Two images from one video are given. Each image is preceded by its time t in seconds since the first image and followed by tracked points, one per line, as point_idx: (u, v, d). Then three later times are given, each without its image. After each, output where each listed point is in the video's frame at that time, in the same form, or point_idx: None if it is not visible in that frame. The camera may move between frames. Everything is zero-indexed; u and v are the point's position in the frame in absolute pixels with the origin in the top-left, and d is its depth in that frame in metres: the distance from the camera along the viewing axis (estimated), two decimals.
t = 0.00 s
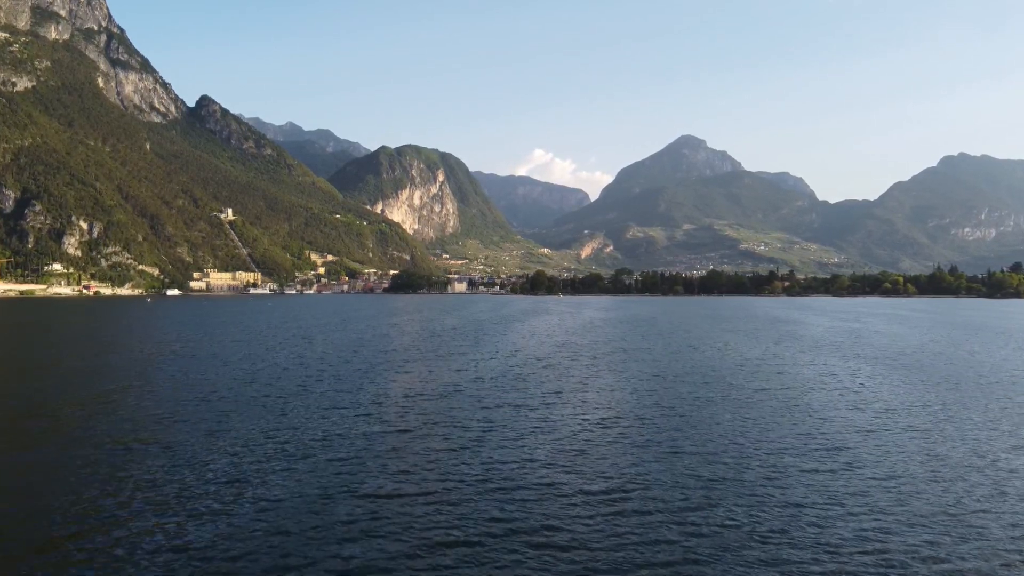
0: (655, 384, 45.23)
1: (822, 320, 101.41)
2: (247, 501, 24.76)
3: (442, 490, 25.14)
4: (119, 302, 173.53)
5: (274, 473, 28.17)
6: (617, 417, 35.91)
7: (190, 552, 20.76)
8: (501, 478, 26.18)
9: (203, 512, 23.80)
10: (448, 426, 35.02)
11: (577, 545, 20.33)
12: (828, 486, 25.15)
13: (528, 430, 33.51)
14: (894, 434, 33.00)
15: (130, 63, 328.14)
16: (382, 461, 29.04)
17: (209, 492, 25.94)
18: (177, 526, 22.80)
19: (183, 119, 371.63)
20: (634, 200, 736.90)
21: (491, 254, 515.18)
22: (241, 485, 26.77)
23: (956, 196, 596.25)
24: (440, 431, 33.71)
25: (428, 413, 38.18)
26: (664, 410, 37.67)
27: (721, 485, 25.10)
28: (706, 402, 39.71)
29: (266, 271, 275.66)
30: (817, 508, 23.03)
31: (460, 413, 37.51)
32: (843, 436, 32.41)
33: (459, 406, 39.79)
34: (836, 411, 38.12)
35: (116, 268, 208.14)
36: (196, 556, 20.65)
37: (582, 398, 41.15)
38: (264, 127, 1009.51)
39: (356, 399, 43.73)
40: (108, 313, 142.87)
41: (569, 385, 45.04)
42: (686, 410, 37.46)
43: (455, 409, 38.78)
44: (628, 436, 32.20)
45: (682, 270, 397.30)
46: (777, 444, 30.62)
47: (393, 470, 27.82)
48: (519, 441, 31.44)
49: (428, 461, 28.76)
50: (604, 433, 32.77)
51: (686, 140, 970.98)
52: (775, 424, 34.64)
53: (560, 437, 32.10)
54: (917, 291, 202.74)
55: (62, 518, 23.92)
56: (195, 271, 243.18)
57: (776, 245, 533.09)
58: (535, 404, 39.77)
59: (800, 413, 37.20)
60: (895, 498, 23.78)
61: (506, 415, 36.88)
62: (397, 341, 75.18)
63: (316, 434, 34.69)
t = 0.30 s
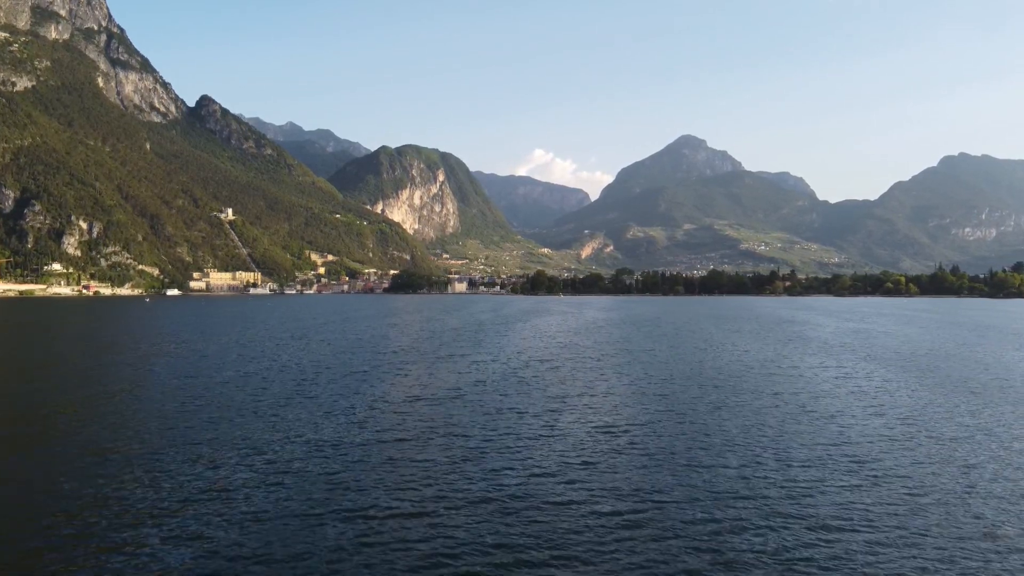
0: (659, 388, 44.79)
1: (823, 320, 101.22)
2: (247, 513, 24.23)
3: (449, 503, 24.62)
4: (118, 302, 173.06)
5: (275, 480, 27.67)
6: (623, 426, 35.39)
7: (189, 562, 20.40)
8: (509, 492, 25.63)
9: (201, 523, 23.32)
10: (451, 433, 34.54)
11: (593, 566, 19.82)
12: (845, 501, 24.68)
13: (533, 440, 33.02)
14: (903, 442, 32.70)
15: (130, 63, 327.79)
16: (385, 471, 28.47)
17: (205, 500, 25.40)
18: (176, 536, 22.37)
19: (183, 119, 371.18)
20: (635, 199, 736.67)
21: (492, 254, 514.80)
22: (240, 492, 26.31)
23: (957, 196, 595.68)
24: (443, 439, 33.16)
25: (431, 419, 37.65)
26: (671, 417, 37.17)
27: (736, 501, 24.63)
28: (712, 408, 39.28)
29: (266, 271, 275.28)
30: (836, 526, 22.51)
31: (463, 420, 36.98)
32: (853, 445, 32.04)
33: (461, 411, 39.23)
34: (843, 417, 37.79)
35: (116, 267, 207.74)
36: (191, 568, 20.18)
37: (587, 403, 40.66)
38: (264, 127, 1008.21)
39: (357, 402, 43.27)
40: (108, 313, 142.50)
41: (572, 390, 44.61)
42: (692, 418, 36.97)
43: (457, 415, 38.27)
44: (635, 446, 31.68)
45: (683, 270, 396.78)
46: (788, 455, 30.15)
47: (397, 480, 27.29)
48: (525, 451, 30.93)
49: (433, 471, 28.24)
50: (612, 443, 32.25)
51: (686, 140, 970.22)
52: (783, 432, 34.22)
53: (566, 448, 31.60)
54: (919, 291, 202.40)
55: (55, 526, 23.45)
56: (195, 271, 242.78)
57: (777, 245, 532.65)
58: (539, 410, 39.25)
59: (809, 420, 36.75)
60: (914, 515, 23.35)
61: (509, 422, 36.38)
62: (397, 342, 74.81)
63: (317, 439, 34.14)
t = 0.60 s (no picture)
0: (664, 392, 43.95)
1: (824, 321, 100.77)
2: (243, 522, 23.40)
3: (456, 515, 23.69)
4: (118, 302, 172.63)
5: (273, 488, 26.80)
6: (631, 432, 34.42)
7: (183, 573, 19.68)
8: (517, 504, 24.68)
9: (196, 532, 22.53)
10: (454, 438, 33.58)
11: None
12: (870, 515, 23.66)
13: (540, 447, 32.07)
14: (918, 447, 31.92)
15: (130, 63, 327.39)
16: (387, 480, 27.54)
17: (200, 508, 24.60)
18: (168, 547, 21.56)
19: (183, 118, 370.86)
20: (635, 199, 736.20)
21: (492, 254, 514.52)
22: (237, 500, 25.53)
23: (957, 196, 595.16)
24: (446, 446, 32.22)
25: (432, 423, 36.77)
26: (679, 422, 36.25)
27: (754, 512, 23.69)
28: (720, 412, 38.37)
29: (266, 271, 274.87)
30: (861, 541, 21.60)
31: (466, 425, 36.06)
32: (867, 451, 31.21)
33: (464, 415, 38.28)
34: (853, 420, 37.08)
35: (115, 267, 207.35)
36: None
37: (592, 408, 39.75)
38: (263, 127, 1007.95)
39: (357, 405, 42.44)
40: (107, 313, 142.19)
41: (576, 394, 43.68)
42: (702, 423, 36.03)
43: (459, 420, 37.34)
44: (645, 454, 30.71)
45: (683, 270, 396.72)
46: (803, 463, 29.23)
47: (400, 488, 26.40)
48: (532, 459, 29.99)
49: (438, 478, 27.32)
50: (621, 451, 31.29)
51: (686, 140, 969.91)
52: (796, 438, 33.32)
53: (574, 455, 30.69)
54: (920, 291, 202.14)
55: (45, 534, 22.68)
56: (195, 271, 242.43)
57: (777, 245, 532.38)
58: (543, 415, 38.29)
59: (821, 425, 35.88)
60: (944, 530, 22.36)
61: (514, 428, 35.46)
62: (397, 343, 74.06)
63: (316, 443, 33.28)
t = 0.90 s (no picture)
0: (671, 396, 42.91)
1: (827, 321, 100.45)
2: (241, 530, 22.45)
3: (460, 531, 22.20)
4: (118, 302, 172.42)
5: (274, 493, 25.94)
6: (640, 437, 33.31)
7: None
8: (527, 513, 23.66)
9: (191, 542, 21.55)
10: (457, 443, 32.48)
11: None
12: (899, 529, 22.34)
13: (548, 451, 30.97)
14: (936, 454, 30.96)
15: (130, 63, 327.02)
16: (390, 486, 26.46)
17: (196, 517, 23.65)
18: (163, 558, 20.63)
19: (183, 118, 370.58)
20: (635, 199, 735.97)
21: (492, 254, 514.39)
22: (234, 506, 24.61)
23: (957, 196, 595.19)
24: (450, 451, 31.14)
25: (435, 427, 35.66)
26: (689, 427, 35.17)
27: (776, 524, 22.60)
28: (731, 417, 37.27)
29: (266, 271, 274.54)
30: (892, 556, 20.49)
31: (469, 429, 34.98)
32: (885, 457, 30.22)
33: (467, 419, 37.17)
34: (867, 426, 36.13)
35: (115, 267, 206.98)
36: None
37: (599, 412, 38.67)
38: (263, 127, 1007.84)
39: (357, 407, 41.45)
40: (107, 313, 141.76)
41: (581, 398, 42.63)
42: (713, 428, 34.96)
43: (462, 423, 36.27)
44: (658, 461, 29.56)
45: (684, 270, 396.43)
46: (821, 471, 28.16)
47: (404, 497, 25.29)
48: (541, 465, 28.92)
49: (443, 488, 26.14)
50: (631, 457, 30.19)
51: (686, 140, 969.85)
52: (812, 444, 32.23)
53: (583, 460, 29.61)
54: (922, 291, 201.88)
55: (35, 543, 21.78)
56: (195, 271, 242.19)
57: (777, 245, 532.34)
58: (548, 419, 37.19)
59: (835, 431, 34.83)
60: (981, 549, 20.97)
61: (519, 432, 34.38)
62: (398, 344, 73.16)
63: (316, 447, 32.26)
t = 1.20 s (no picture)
0: (681, 403, 41.24)
1: (831, 321, 99.82)
2: (228, 545, 21.08)
3: (459, 553, 20.43)
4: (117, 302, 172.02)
5: (265, 505, 24.62)
6: (652, 447, 31.57)
7: None
8: (534, 531, 22.01)
9: (178, 555, 20.33)
10: (458, 454, 30.78)
11: None
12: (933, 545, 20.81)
13: (555, 464, 29.23)
14: (961, 460, 29.56)
15: (130, 63, 326.76)
16: (388, 503, 24.71)
17: (185, 530, 22.28)
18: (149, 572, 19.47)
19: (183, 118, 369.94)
20: (635, 199, 735.31)
21: (492, 254, 514.07)
22: (225, 516, 23.47)
23: (958, 196, 594.71)
24: (450, 464, 29.46)
25: (434, 437, 33.96)
26: (703, 436, 33.46)
27: (810, 542, 20.89)
28: (744, 425, 35.69)
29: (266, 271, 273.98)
30: None
31: (471, 439, 33.34)
32: (911, 465, 28.71)
33: (468, 428, 35.51)
34: (884, 430, 34.85)
35: (114, 267, 206.45)
36: None
37: (605, 420, 37.01)
38: (264, 127, 1007.19)
39: (355, 413, 39.92)
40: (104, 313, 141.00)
41: (588, 405, 40.84)
42: (728, 437, 33.29)
43: (462, 433, 34.59)
44: (672, 472, 27.85)
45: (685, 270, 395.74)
46: (847, 481, 26.58)
47: (405, 513, 23.67)
48: (548, 478, 27.22)
49: (440, 504, 24.41)
50: (644, 467, 28.52)
51: (686, 140, 969.77)
52: (833, 452, 30.62)
53: (593, 473, 27.88)
54: (924, 291, 201.00)
55: (13, 557, 20.58)
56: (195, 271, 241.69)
57: (777, 245, 532.02)
58: (553, 429, 35.33)
59: (855, 437, 33.32)
60: None
61: (524, 443, 32.64)
62: (397, 346, 71.79)
63: (312, 458, 30.68)
